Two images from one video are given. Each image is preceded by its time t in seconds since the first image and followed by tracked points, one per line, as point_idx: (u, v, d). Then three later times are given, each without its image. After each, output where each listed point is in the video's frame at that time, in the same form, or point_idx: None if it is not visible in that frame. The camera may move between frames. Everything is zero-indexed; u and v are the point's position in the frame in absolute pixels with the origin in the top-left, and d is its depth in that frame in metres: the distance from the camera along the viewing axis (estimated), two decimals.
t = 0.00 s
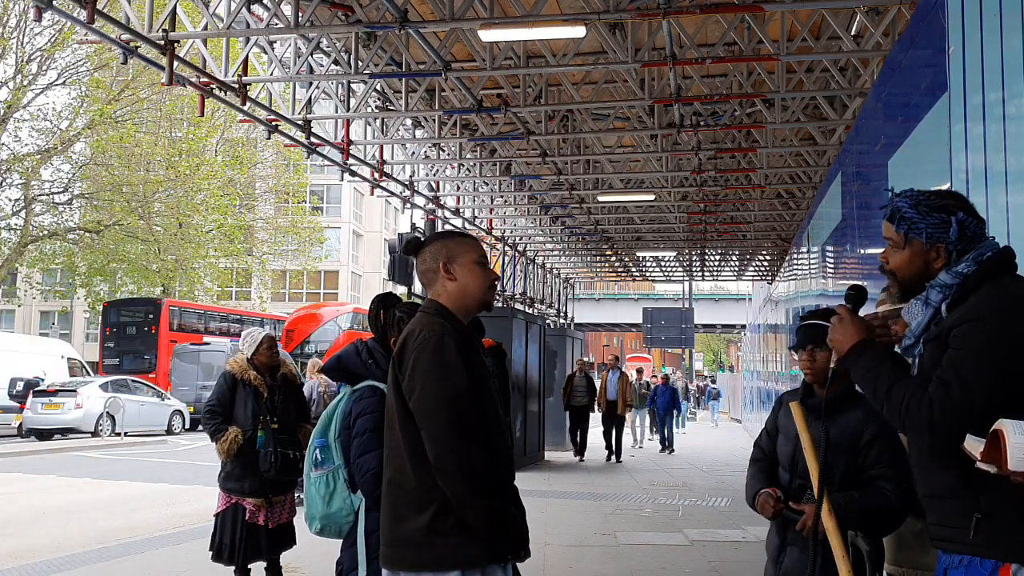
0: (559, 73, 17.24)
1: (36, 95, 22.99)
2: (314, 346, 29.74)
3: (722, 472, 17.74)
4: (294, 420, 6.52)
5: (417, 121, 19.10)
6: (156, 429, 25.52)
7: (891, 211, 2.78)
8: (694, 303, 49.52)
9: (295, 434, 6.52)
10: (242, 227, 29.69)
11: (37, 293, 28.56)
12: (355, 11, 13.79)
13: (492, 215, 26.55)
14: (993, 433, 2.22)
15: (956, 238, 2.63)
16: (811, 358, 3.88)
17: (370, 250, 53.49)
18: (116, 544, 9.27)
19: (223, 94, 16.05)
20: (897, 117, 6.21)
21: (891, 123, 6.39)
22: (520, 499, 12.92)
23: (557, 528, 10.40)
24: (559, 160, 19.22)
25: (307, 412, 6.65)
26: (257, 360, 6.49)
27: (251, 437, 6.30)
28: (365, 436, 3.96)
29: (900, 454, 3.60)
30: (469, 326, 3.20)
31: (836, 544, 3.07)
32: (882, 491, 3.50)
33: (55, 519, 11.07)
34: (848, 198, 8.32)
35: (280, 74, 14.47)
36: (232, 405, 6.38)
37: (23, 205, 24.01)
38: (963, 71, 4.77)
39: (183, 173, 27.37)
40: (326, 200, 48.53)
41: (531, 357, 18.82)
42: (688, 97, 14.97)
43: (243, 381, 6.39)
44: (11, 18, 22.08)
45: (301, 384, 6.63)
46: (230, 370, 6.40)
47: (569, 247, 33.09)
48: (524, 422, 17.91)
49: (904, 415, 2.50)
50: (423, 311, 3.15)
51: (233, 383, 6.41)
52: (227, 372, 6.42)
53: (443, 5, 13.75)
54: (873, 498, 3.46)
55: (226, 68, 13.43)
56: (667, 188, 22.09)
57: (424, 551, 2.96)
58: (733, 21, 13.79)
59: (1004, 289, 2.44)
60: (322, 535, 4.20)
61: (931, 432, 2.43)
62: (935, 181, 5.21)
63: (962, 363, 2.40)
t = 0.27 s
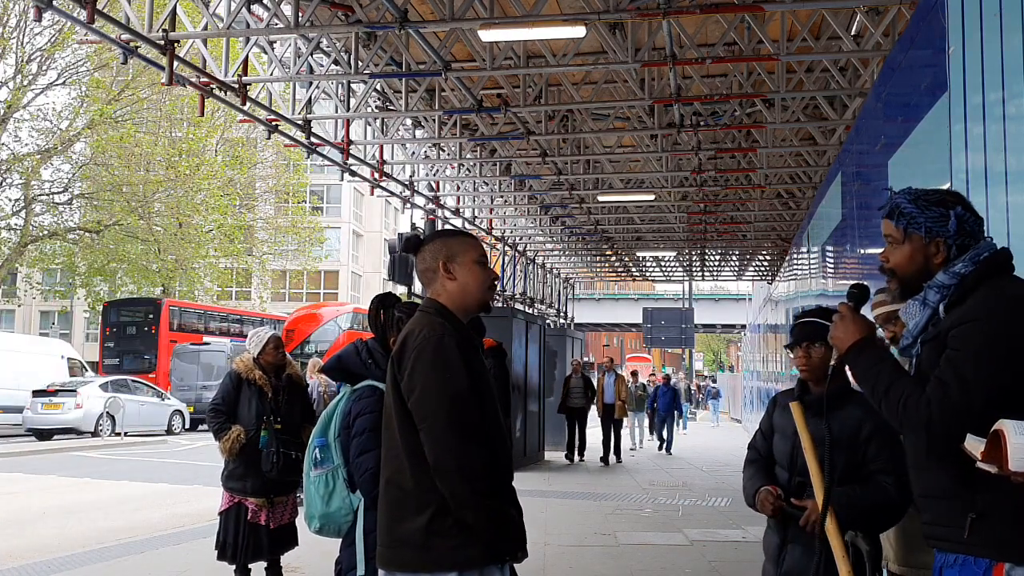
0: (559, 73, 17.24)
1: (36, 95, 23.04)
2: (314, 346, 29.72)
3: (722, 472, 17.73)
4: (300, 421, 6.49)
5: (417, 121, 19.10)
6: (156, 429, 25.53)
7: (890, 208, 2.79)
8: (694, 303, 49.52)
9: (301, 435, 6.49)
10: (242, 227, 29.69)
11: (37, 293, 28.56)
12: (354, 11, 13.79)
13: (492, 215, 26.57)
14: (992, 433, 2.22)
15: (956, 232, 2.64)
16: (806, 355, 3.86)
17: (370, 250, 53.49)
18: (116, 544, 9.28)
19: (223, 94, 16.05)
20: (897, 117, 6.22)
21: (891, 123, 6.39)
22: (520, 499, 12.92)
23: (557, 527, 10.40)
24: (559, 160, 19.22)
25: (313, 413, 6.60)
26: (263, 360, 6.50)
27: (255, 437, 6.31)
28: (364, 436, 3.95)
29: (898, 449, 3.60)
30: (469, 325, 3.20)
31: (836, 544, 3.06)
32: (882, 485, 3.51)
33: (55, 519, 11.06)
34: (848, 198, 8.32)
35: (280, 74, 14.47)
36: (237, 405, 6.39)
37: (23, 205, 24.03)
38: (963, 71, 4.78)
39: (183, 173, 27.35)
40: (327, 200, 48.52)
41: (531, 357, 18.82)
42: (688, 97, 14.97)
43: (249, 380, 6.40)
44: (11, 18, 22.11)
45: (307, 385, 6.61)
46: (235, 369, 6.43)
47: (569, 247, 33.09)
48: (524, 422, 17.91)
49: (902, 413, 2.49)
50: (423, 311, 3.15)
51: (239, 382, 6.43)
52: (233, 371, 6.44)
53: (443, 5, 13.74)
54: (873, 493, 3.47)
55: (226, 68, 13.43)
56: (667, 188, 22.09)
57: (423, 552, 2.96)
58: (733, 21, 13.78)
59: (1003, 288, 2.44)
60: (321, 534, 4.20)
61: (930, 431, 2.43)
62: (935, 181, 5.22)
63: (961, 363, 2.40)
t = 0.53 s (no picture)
0: (559, 73, 17.24)
1: (37, 95, 23.06)
2: (314, 346, 29.71)
3: (722, 472, 17.73)
4: (303, 421, 6.48)
5: (417, 121, 19.11)
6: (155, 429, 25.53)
7: (893, 205, 2.79)
8: (694, 303, 49.53)
9: (303, 435, 6.48)
10: (242, 227, 29.69)
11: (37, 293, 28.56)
12: (355, 11, 13.79)
13: (492, 215, 26.57)
14: (993, 431, 2.21)
15: (959, 229, 2.64)
16: (799, 352, 3.87)
17: (370, 250, 53.48)
18: (116, 544, 9.27)
19: (223, 95, 16.04)
20: (897, 117, 6.22)
21: (891, 123, 6.39)
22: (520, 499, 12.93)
23: (557, 528, 10.40)
24: (559, 160, 19.22)
25: (315, 414, 6.59)
26: (265, 359, 6.50)
27: (256, 436, 6.31)
28: (363, 435, 3.95)
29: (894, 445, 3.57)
30: (468, 325, 3.21)
31: (836, 543, 3.07)
32: (879, 482, 3.48)
33: (54, 519, 11.06)
34: (848, 198, 8.33)
35: (280, 74, 14.48)
36: (239, 404, 6.40)
37: (23, 205, 24.05)
38: (963, 71, 4.77)
39: (183, 173, 27.35)
40: (327, 200, 48.50)
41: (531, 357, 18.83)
42: (688, 97, 14.98)
43: (251, 380, 6.41)
44: (11, 18, 22.15)
45: (309, 385, 6.60)
46: (238, 368, 6.44)
47: (569, 247, 33.09)
48: (524, 423, 17.91)
49: (903, 405, 2.49)
50: (422, 312, 3.15)
51: (242, 381, 6.44)
52: (236, 370, 6.46)
53: (443, 5, 13.74)
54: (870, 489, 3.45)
55: (226, 68, 13.44)
56: (667, 188, 22.09)
57: (419, 554, 2.95)
58: (733, 21, 13.79)
59: (1005, 286, 2.45)
60: (320, 533, 4.21)
61: (933, 426, 2.44)
62: (935, 181, 5.22)
63: (963, 359, 2.40)
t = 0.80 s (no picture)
0: (559, 73, 17.23)
1: (36, 95, 23.06)
2: (314, 346, 29.71)
3: (722, 472, 17.74)
4: (303, 422, 6.47)
5: (417, 121, 19.11)
6: (155, 429, 25.53)
7: (884, 221, 2.79)
8: (694, 303, 49.53)
9: (304, 436, 6.47)
10: (242, 227, 29.68)
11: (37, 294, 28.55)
12: (354, 11, 13.79)
13: (492, 215, 26.57)
14: (991, 434, 2.22)
15: (945, 244, 2.63)
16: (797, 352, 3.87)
17: (370, 250, 53.48)
18: (116, 544, 9.28)
19: (223, 95, 16.04)
20: (897, 117, 6.22)
21: (891, 123, 6.39)
22: (520, 499, 12.93)
23: (557, 528, 10.40)
24: (559, 160, 19.22)
25: (315, 414, 6.59)
26: (266, 360, 6.50)
27: (256, 436, 6.31)
28: (363, 435, 3.95)
29: (892, 445, 3.55)
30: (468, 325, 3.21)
31: (837, 543, 3.07)
32: (875, 481, 3.47)
33: (54, 519, 11.05)
34: (848, 198, 8.33)
35: (280, 74, 14.48)
36: (240, 404, 6.39)
37: (23, 205, 24.05)
38: (963, 71, 4.78)
39: (183, 173, 27.34)
40: (327, 200, 48.50)
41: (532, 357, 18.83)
42: (688, 97, 14.97)
43: (252, 380, 6.41)
44: (11, 18, 22.16)
45: (310, 385, 6.60)
46: (239, 368, 6.44)
47: (569, 247, 33.10)
48: (524, 423, 17.91)
49: (908, 398, 2.49)
50: (422, 312, 3.14)
51: (242, 381, 6.43)
52: (237, 370, 6.45)
53: (443, 5, 13.73)
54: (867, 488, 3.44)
55: (226, 68, 13.43)
56: (667, 188, 22.09)
57: (418, 555, 2.95)
58: (733, 21, 13.79)
59: (1009, 286, 2.45)
60: (320, 533, 4.20)
61: (937, 422, 2.43)
62: (935, 181, 5.21)
63: (967, 355, 2.40)
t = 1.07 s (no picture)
0: (559, 73, 17.23)
1: (36, 95, 23.05)
2: (314, 346, 29.71)
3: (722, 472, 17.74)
4: (303, 422, 6.46)
5: (417, 121, 19.10)
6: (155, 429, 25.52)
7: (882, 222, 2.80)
8: (694, 303, 49.52)
9: (304, 436, 6.47)
10: (242, 227, 29.69)
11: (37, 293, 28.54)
12: (354, 11, 13.79)
13: (492, 215, 26.57)
14: (989, 435, 2.22)
15: (943, 246, 2.64)
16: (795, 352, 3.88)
17: (370, 250, 53.48)
18: (116, 544, 9.28)
19: (223, 94, 16.03)
20: (897, 117, 6.22)
21: (891, 123, 6.39)
22: (520, 499, 12.93)
23: (557, 527, 10.40)
24: (559, 160, 19.22)
25: (315, 415, 6.58)
26: (266, 360, 6.50)
27: (256, 437, 6.31)
28: (364, 435, 3.97)
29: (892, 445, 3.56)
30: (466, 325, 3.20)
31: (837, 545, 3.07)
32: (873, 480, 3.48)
33: (54, 519, 11.05)
34: (848, 198, 8.33)
35: (280, 73, 14.47)
36: (240, 404, 6.40)
37: (23, 206, 24.05)
38: (963, 71, 4.78)
39: (183, 173, 27.33)
40: (327, 200, 48.49)
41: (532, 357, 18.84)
42: (688, 97, 14.97)
43: (251, 380, 6.41)
44: (11, 18, 22.17)
45: (310, 386, 6.59)
46: (239, 369, 6.44)
47: (569, 247, 33.10)
48: (524, 423, 17.93)
49: (911, 396, 2.47)
50: (419, 313, 3.14)
51: (243, 381, 6.43)
52: (237, 371, 6.45)
53: (443, 5, 13.73)
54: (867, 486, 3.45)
55: (226, 68, 13.43)
56: (667, 188, 22.09)
57: (417, 555, 2.95)
58: (733, 20, 13.78)
59: (1009, 286, 2.45)
60: (319, 533, 4.21)
61: (940, 419, 2.41)
62: (935, 181, 5.21)
63: (968, 354, 2.40)
